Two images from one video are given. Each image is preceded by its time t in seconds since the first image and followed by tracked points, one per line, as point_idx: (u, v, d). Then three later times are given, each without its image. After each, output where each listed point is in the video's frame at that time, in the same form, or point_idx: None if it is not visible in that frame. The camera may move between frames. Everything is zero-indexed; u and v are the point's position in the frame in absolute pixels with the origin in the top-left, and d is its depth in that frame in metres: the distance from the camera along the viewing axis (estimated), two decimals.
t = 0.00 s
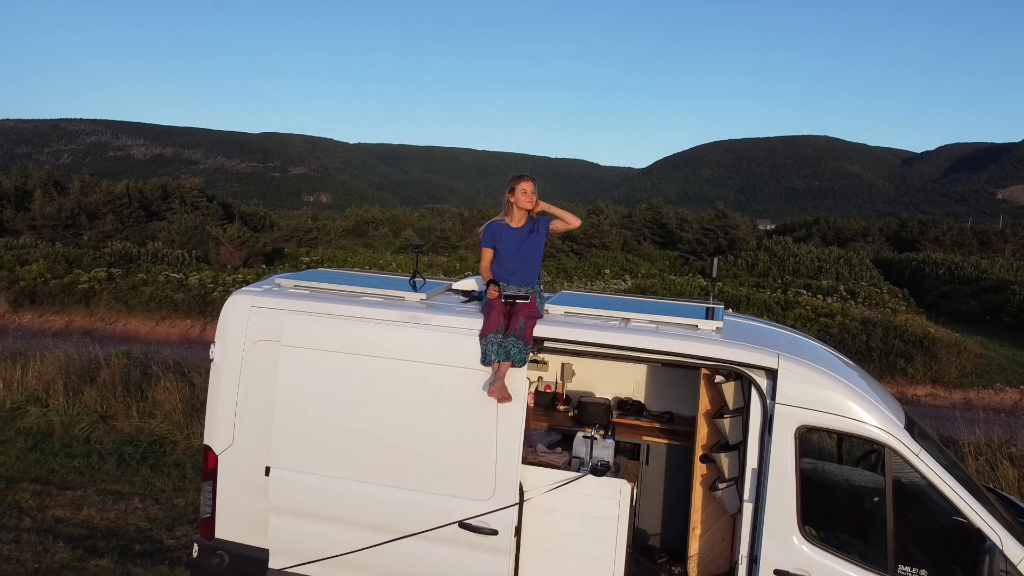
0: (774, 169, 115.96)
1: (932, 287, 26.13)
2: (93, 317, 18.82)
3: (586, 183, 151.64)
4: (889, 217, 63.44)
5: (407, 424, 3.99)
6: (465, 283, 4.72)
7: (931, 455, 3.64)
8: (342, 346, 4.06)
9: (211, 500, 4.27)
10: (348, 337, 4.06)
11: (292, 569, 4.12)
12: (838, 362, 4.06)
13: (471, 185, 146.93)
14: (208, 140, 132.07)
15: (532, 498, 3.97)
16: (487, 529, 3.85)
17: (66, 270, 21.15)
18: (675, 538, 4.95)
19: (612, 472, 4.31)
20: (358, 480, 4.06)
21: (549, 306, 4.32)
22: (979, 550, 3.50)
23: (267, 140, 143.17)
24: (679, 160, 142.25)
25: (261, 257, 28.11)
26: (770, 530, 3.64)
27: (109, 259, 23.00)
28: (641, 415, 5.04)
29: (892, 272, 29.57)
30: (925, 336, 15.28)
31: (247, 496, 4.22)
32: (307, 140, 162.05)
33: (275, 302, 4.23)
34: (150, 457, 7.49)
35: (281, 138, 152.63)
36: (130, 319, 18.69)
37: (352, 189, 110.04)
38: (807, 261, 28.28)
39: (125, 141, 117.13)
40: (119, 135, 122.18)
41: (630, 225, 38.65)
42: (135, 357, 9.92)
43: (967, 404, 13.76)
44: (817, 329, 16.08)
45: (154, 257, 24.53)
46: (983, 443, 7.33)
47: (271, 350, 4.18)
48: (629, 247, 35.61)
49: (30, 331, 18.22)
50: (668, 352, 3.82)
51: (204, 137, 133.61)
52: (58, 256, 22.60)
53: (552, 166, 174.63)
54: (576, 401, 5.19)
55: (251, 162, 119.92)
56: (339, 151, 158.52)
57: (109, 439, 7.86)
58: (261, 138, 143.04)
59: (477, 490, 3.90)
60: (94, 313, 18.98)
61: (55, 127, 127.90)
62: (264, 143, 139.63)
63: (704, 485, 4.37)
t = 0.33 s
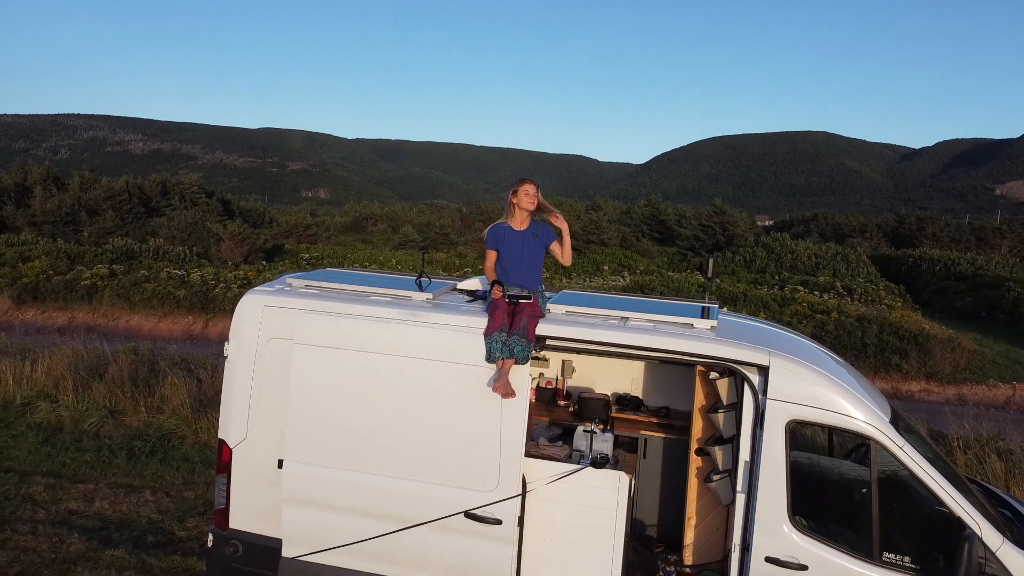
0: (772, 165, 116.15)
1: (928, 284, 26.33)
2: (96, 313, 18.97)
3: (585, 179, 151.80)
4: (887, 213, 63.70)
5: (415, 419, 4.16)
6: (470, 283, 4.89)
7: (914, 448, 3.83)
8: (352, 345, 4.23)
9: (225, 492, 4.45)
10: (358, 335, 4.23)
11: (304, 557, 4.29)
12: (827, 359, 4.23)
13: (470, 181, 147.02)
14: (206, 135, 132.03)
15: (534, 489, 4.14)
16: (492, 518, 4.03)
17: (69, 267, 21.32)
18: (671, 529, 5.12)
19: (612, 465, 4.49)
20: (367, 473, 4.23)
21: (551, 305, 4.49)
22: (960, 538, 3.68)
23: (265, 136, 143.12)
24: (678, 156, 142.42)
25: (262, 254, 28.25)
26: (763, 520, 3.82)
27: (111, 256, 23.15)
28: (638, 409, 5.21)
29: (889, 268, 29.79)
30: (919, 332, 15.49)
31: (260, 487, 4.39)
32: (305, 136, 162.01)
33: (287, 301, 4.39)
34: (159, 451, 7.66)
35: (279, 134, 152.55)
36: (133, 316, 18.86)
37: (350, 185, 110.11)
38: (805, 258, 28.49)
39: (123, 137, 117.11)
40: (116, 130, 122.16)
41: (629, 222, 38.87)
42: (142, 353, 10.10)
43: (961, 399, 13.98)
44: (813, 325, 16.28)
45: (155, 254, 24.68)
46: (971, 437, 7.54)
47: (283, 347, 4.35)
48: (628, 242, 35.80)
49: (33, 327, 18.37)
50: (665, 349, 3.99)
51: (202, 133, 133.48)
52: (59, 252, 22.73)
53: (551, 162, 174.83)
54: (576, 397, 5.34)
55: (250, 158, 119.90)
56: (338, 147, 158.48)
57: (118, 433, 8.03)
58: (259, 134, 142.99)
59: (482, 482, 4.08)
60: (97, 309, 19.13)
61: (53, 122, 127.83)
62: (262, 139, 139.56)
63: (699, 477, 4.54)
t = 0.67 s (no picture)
0: (768, 159, 116.41)
1: (921, 279, 26.59)
2: (96, 308, 19.11)
3: (581, 174, 151.90)
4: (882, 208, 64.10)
5: (419, 414, 4.36)
6: (471, 283, 5.08)
7: (892, 440, 4.04)
8: (359, 343, 4.43)
9: (237, 483, 4.64)
10: (364, 333, 4.43)
11: (314, 545, 4.48)
12: (813, 356, 4.44)
13: (466, 175, 147.10)
14: (201, 129, 131.71)
15: (534, 480, 4.34)
16: (493, 507, 4.24)
17: (68, 262, 21.45)
18: (663, 517, 5.32)
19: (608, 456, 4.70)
20: (374, 464, 4.43)
21: (550, 305, 4.68)
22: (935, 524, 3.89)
23: (260, 130, 142.95)
24: (674, 150, 142.61)
25: (259, 249, 28.35)
26: (750, 508, 4.03)
27: (110, 251, 23.30)
28: (633, 403, 5.40)
29: (882, 263, 30.07)
30: (910, 328, 15.75)
31: (270, 478, 4.59)
32: (300, 130, 161.73)
33: (296, 300, 4.59)
34: (166, 445, 7.84)
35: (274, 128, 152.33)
36: (133, 311, 18.99)
37: (346, 180, 110.15)
38: (799, 253, 28.73)
39: (118, 130, 116.83)
40: (111, 124, 121.85)
41: (625, 216, 39.08)
42: (146, 349, 10.27)
43: (949, 393, 14.25)
44: (805, 320, 16.50)
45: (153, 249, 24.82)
46: (955, 430, 7.79)
47: (293, 345, 4.55)
48: (623, 237, 36.00)
49: (33, 322, 18.49)
50: (658, 346, 4.20)
51: (197, 126, 133.26)
52: (59, 248, 22.87)
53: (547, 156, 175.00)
54: (573, 391, 5.54)
55: (245, 152, 119.70)
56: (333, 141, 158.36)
57: (125, 427, 8.22)
58: (254, 128, 142.71)
59: (484, 472, 4.28)
60: (97, 304, 19.27)
61: (46, 115, 127.41)
62: (257, 133, 139.30)
63: (690, 468, 4.76)
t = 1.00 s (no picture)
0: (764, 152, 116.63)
1: (913, 272, 26.88)
2: (95, 302, 19.27)
3: (577, 167, 151.99)
4: (877, 201, 64.49)
5: (423, 408, 4.58)
6: (472, 281, 5.29)
7: (869, 431, 4.30)
8: (366, 339, 4.65)
9: (248, 473, 4.86)
10: (370, 331, 4.65)
11: (323, 532, 4.71)
12: (797, 353, 4.67)
13: (461, 168, 147.08)
14: (195, 121, 131.32)
15: (532, 470, 4.57)
16: (494, 496, 4.47)
17: (66, 257, 21.63)
18: (655, 505, 5.56)
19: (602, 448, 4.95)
20: (380, 454, 4.66)
21: (548, 303, 4.89)
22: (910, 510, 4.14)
23: (254, 123, 142.65)
24: (669, 143, 142.76)
25: (257, 243, 28.38)
26: (736, 496, 4.28)
27: (109, 246, 23.46)
28: (626, 396, 5.63)
29: (875, 257, 30.39)
30: (899, 322, 16.05)
31: (281, 469, 4.81)
32: (295, 122, 161.36)
33: (305, 299, 4.79)
34: (173, 437, 8.06)
35: (268, 120, 151.94)
36: (132, 305, 19.13)
37: (341, 173, 110.09)
38: (793, 247, 29.00)
39: (111, 123, 116.52)
40: (104, 117, 121.55)
41: (620, 210, 39.34)
42: (151, 343, 10.48)
43: (938, 385, 14.55)
44: (796, 314, 16.77)
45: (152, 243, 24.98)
46: (938, 422, 8.06)
47: (302, 342, 4.76)
48: (618, 231, 36.23)
49: (34, 316, 18.66)
50: (650, 343, 4.42)
51: (191, 119, 132.86)
52: (57, 243, 23.01)
53: (542, 150, 175.04)
54: (569, 385, 5.76)
55: (239, 144, 119.50)
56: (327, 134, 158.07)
57: (133, 420, 8.44)
58: (248, 121, 142.42)
59: (485, 462, 4.51)
60: (97, 298, 19.42)
61: (39, 108, 126.94)
62: (251, 126, 138.97)
63: (681, 458, 4.99)
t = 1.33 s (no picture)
0: (760, 145, 116.84)
1: (905, 265, 27.18)
2: (96, 296, 19.46)
3: (573, 159, 152.02)
4: (872, 193, 64.82)
5: (427, 402, 4.83)
6: (473, 280, 5.53)
7: (848, 422, 4.57)
8: (373, 336, 4.90)
9: (261, 462, 5.12)
10: (378, 328, 4.90)
11: (332, 518, 4.96)
12: (781, 349, 4.94)
13: (457, 160, 147.09)
14: (190, 112, 131.02)
15: (530, 459, 4.84)
16: (495, 483, 4.74)
17: (67, 251, 21.84)
18: (647, 491, 5.84)
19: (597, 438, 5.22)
20: (387, 445, 4.91)
21: (545, 300, 5.14)
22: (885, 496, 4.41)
23: (250, 115, 142.37)
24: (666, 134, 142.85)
25: (255, 237, 28.38)
26: (722, 482, 4.55)
27: (108, 240, 23.66)
28: (621, 389, 5.88)
29: (869, 250, 30.72)
30: (889, 315, 16.35)
31: (292, 459, 5.06)
32: (291, 114, 160.99)
33: (314, 298, 5.04)
34: (182, 429, 8.31)
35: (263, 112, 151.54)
36: (133, 299, 19.33)
37: (337, 165, 110.07)
38: (787, 240, 29.29)
39: (106, 115, 116.24)
40: (99, 109, 121.27)
41: (616, 203, 39.60)
42: (157, 337, 10.73)
43: (927, 377, 14.88)
44: (789, 307, 17.07)
45: (151, 237, 25.19)
46: (922, 413, 8.36)
47: (312, 337, 5.00)
48: (614, 224, 36.48)
49: (37, 310, 18.87)
50: (643, 339, 4.68)
51: (186, 110, 132.47)
52: (57, 237, 23.20)
53: (539, 142, 175.07)
54: (566, 378, 6.00)
55: (234, 136, 119.33)
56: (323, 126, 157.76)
57: (142, 412, 8.69)
58: (244, 112, 142.16)
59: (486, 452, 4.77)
60: (98, 292, 19.62)
61: (33, 99, 126.52)
62: (246, 118, 138.60)
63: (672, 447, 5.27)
